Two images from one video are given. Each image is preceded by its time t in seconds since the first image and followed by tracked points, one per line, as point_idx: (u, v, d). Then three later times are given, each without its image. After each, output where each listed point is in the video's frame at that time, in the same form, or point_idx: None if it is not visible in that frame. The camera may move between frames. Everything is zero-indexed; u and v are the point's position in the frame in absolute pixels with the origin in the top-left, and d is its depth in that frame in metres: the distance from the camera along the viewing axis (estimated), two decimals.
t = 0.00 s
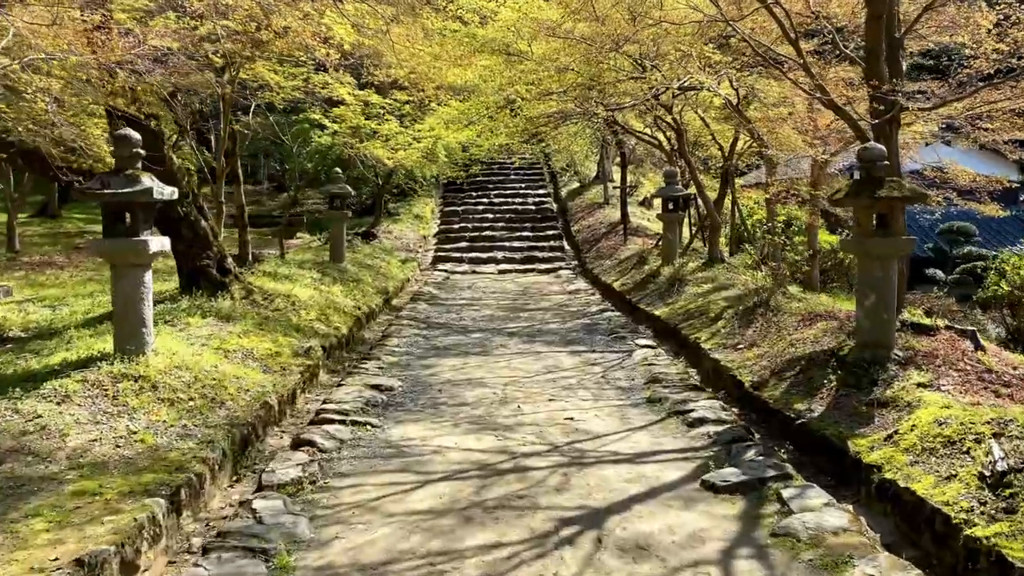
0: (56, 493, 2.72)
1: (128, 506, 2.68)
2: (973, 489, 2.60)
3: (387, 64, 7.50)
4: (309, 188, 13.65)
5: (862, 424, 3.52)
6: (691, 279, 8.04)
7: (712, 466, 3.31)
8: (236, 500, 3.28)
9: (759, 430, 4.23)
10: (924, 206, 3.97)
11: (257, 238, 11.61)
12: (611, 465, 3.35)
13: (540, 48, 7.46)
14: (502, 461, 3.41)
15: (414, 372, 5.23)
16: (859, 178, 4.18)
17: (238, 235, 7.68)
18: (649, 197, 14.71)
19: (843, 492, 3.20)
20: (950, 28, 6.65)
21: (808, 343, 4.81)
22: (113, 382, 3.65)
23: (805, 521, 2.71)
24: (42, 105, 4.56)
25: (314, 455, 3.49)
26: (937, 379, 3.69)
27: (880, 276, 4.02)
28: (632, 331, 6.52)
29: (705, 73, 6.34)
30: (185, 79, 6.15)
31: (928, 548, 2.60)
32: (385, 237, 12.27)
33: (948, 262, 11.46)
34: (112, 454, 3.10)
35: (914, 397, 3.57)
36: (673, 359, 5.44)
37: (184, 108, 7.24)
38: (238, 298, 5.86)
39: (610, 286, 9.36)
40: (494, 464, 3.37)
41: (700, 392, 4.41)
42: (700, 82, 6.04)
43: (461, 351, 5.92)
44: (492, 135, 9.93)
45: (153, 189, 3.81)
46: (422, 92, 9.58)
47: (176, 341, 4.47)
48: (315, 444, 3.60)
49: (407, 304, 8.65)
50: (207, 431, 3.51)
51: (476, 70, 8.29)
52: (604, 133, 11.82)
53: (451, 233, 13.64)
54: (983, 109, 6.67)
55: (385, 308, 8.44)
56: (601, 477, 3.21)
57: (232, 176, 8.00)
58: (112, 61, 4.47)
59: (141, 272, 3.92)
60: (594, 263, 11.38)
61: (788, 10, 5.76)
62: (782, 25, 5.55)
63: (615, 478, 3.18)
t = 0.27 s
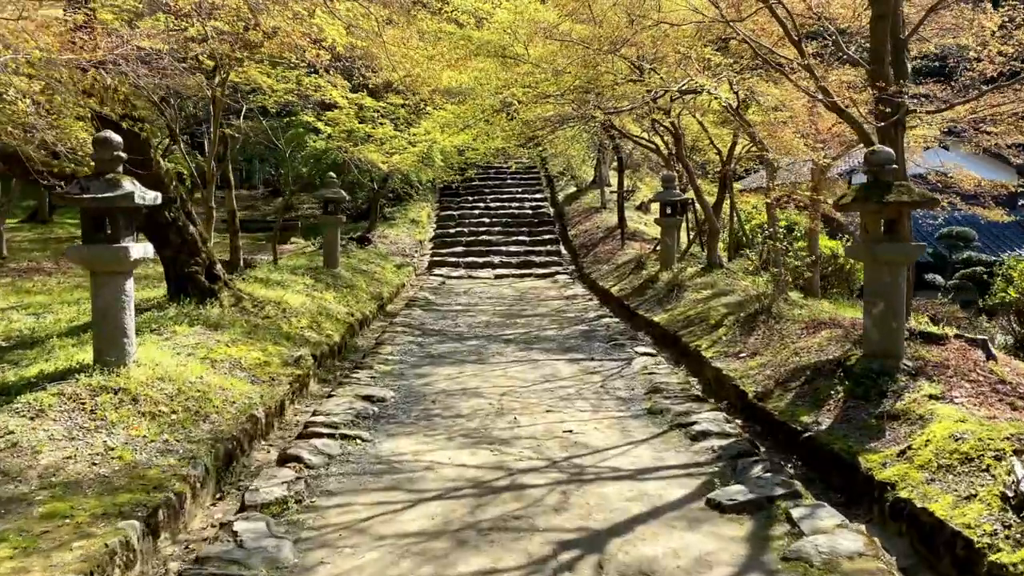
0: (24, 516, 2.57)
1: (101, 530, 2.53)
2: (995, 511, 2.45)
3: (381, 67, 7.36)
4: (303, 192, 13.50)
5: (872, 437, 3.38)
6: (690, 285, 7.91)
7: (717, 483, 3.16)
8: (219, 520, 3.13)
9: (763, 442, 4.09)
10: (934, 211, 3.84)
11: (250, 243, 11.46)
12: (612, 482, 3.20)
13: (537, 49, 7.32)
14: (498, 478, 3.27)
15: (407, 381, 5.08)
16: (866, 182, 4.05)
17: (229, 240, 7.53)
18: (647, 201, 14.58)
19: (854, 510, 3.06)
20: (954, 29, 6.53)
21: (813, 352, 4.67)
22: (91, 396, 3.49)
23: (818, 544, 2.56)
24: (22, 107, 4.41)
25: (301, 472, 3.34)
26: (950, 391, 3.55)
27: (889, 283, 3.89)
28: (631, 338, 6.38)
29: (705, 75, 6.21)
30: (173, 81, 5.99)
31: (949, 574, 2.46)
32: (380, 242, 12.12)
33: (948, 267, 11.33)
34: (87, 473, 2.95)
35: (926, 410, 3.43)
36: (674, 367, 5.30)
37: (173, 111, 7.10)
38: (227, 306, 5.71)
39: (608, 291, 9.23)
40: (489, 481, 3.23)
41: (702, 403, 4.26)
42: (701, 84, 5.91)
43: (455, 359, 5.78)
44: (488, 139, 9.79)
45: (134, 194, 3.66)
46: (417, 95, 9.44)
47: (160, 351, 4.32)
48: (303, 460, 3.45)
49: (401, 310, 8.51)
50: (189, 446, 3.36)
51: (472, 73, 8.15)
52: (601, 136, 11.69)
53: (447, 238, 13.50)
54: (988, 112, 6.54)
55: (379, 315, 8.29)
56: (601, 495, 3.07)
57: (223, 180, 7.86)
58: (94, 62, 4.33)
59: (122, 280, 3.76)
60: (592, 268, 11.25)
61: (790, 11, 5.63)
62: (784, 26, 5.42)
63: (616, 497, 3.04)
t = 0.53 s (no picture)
0: None
1: (64, 563, 2.31)
2: None
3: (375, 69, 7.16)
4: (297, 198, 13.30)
5: (895, 457, 3.18)
6: (693, 293, 7.71)
7: (732, 507, 2.96)
8: (198, 548, 2.91)
9: (776, 460, 3.89)
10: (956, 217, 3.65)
11: (241, 250, 11.25)
12: (619, 506, 3.00)
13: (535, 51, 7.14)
14: (497, 501, 3.06)
15: (402, 395, 4.87)
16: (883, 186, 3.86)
17: (218, 247, 7.31)
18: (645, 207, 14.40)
19: (880, 536, 2.85)
20: (964, 31, 6.35)
21: (826, 365, 4.48)
22: (63, 413, 3.28)
23: None
24: None
25: (287, 495, 3.12)
26: (975, 407, 3.35)
27: (908, 292, 3.70)
28: (634, 348, 6.18)
29: (709, 77, 6.03)
30: (159, 81, 5.80)
31: None
32: (375, 249, 11.91)
33: (950, 275, 11.17)
34: (54, 498, 2.74)
35: (951, 429, 3.23)
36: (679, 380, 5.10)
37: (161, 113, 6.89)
38: (214, 315, 5.49)
39: (607, 299, 9.03)
40: (488, 505, 3.02)
41: (712, 419, 4.06)
42: (705, 86, 5.72)
43: (452, 370, 5.56)
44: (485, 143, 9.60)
45: (111, 198, 3.45)
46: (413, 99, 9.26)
47: (141, 364, 4.10)
48: (289, 482, 3.24)
49: (396, 319, 8.30)
50: (168, 467, 3.14)
51: (468, 74, 7.97)
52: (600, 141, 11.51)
53: (442, 245, 13.30)
54: (1000, 116, 6.37)
55: (373, 324, 8.08)
56: (609, 521, 2.86)
57: (213, 185, 7.65)
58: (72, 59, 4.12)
59: (99, 289, 3.55)
60: (590, 275, 11.06)
61: (798, 10, 5.45)
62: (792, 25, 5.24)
63: (624, 523, 2.83)
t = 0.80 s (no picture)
0: None
1: None
2: None
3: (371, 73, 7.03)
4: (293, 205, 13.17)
5: (911, 477, 3.04)
6: (694, 302, 7.58)
7: (741, 531, 2.82)
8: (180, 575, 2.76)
9: (784, 477, 3.76)
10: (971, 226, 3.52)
11: (236, 257, 11.11)
12: (623, 529, 2.86)
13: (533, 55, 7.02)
14: (495, 524, 2.91)
15: (396, 408, 4.73)
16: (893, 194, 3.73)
17: (210, 255, 7.17)
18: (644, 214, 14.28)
19: (898, 562, 2.72)
20: (971, 35, 6.24)
21: (833, 378, 4.34)
22: (40, 431, 3.13)
23: None
24: None
25: (274, 518, 2.98)
26: (993, 424, 3.22)
27: (921, 304, 3.57)
28: (635, 358, 6.05)
29: (711, 82, 5.91)
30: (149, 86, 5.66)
31: None
32: (371, 256, 11.78)
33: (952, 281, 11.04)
34: (27, 523, 2.59)
35: (969, 447, 3.10)
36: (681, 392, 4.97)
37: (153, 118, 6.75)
38: (204, 325, 5.35)
39: (607, 308, 8.90)
40: (485, 528, 2.87)
41: (717, 434, 3.93)
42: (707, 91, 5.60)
43: (448, 382, 5.42)
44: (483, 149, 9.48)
45: (93, 206, 3.31)
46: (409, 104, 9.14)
47: (126, 378, 3.96)
48: (277, 503, 3.10)
49: (392, 328, 8.17)
50: (150, 488, 3.00)
51: (464, 79, 7.86)
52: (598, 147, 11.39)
53: (439, 251, 13.17)
54: (1007, 121, 6.25)
55: (368, 332, 7.94)
56: (612, 545, 2.72)
57: (205, 192, 7.51)
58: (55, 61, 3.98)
59: (80, 300, 3.42)
60: (589, 282, 10.93)
61: (802, 13, 5.33)
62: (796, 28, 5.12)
63: (628, 548, 2.69)
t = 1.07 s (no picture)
0: None
1: None
2: None
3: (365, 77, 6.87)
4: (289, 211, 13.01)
5: (932, 500, 2.87)
6: (697, 311, 7.42)
7: (753, 559, 2.65)
8: None
9: (795, 498, 3.59)
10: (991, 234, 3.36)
11: (231, 264, 10.95)
12: (628, 556, 2.69)
13: (532, 59, 6.87)
14: (492, 551, 2.74)
15: (390, 422, 4.56)
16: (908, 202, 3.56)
17: (202, 262, 7.01)
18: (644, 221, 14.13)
19: None
20: (981, 38, 6.09)
21: (845, 392, 4.18)
22: (10, 451, 2.96)
23: None
24: None
25: (257, 544, 2.80)
26: (1017, 444, 3.05)
27: (938, 315, 3.39)
28: (636, 369, 5.88)
29: (716, 86, 5.75)
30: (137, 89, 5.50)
31: None
32: (368, 263, 11.62)
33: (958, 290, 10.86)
34: None
35: (993, 469, 2.93)
36: (685, 406, 4.80)
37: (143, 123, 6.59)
38: (192, 336, 5.18)
39: (607, 316, 8.73)
40: (481, 556, 2.70)
41: (724, 452, 3.76)
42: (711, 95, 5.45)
43: (445, 394, 5.26)
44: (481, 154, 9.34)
45: (69, 213, 3.15)
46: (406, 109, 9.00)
47: (106, 393, 3.79)
48: (260, 528, 2.93)
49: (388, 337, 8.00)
50: (125, 511, 2.82)
51: (462, 83, 7.71)
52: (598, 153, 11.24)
53: (437, 259, 13.01)
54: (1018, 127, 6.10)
55: (364, 342, 7.78)
56: None
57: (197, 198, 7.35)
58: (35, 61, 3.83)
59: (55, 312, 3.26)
60: (588, 290, 10.77)
61: (809, 15, 5.19)
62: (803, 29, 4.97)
63: None
